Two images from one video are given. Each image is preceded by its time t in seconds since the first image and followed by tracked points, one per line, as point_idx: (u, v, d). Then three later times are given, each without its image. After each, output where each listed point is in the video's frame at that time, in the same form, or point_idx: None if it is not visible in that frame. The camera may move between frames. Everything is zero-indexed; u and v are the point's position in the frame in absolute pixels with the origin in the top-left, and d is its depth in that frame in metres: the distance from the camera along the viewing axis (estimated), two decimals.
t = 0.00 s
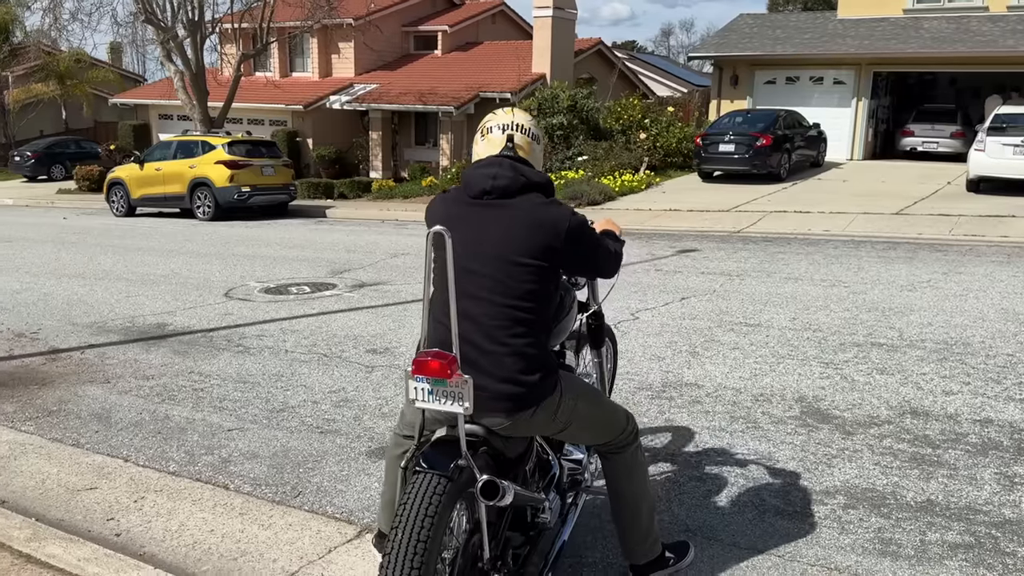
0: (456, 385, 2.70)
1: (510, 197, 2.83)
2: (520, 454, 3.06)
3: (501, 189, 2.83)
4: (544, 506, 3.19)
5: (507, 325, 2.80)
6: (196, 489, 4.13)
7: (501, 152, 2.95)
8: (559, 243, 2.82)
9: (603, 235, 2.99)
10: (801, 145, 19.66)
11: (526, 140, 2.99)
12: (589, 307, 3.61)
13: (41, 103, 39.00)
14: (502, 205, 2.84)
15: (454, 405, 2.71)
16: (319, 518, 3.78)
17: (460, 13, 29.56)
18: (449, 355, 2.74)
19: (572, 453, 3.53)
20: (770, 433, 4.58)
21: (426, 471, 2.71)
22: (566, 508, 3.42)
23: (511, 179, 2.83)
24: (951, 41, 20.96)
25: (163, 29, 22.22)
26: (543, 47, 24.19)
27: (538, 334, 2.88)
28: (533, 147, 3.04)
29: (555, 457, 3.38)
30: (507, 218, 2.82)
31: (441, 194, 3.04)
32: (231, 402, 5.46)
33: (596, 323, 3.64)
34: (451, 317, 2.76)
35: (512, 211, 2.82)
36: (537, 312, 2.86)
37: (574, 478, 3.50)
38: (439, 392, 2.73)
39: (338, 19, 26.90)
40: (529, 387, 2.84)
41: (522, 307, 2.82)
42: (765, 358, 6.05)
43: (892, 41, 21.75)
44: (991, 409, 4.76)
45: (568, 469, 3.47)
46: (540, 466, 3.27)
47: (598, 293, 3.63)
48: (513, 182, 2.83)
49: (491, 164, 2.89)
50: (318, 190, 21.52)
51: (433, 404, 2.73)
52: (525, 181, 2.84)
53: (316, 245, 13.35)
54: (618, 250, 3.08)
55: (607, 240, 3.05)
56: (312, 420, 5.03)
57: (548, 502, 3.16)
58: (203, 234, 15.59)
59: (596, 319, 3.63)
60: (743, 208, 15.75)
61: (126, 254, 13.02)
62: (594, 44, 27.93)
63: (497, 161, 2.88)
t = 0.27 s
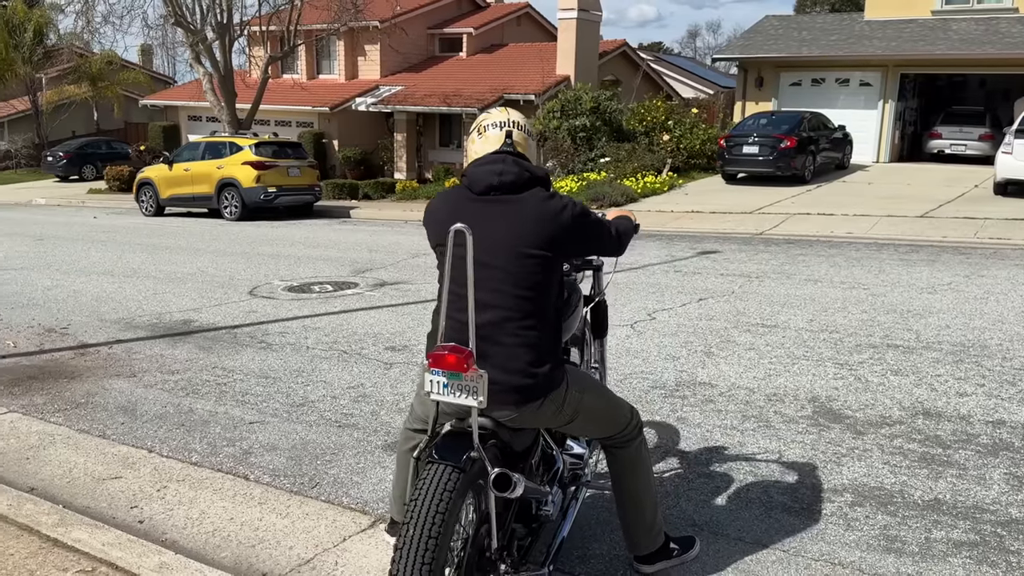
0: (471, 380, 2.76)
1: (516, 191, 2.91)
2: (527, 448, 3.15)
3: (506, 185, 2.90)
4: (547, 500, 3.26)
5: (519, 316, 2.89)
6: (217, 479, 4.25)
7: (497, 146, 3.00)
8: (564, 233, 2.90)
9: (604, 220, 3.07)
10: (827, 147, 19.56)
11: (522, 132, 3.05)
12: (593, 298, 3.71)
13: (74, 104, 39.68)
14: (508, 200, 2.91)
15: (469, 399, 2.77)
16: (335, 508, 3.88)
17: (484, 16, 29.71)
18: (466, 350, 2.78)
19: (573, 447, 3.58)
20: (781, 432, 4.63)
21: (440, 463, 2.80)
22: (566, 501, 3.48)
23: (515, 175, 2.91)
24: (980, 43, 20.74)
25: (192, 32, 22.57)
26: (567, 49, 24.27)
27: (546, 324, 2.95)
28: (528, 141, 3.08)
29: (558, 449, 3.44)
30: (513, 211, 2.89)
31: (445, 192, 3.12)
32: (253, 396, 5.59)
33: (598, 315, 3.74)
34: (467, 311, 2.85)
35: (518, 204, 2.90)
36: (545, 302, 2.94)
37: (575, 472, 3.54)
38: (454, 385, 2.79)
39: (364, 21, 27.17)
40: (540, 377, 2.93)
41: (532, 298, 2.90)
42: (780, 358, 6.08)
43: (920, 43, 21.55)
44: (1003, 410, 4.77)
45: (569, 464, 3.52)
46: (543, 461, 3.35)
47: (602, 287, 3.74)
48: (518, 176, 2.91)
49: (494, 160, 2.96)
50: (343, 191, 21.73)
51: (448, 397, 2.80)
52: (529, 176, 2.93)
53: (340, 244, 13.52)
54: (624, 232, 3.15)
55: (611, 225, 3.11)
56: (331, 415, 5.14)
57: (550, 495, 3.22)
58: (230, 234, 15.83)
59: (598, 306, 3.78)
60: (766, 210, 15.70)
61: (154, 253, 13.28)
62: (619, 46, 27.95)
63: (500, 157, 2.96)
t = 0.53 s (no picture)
0: (495, 380, 2.82)
1: (547, 200, 3.00)
2: (545, 446, 3.20)
3: (540, 193, 2.99)
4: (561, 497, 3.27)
5: (543, 321, 2.94)
6: (238, 475, 4.34)
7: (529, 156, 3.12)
8: (592, 242, 2.97)
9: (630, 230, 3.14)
10: (851, 149, 19.43)
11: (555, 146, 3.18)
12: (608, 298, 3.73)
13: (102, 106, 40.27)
14: (540, 208, 3.00)
15: (493, 398, 2.83)
16: (352, 505, 3.95)
17: (508, 18, 29.80)
18: (491, 351, 2.86)
19: (586, 445, 3.59)
20: (796, 435, 4.64)
21: (462, 461, 2.87)
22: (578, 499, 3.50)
23: (549, 184, 3.00)
24: (1008, 45, 20.51)
25: (218, 35, 22.84)
26: (590, 51, 24.29)
27: (571, 330, 3.01)
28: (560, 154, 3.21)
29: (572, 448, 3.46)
30: (545, 219, 2.98)
31: (478, 200, 3.22)
32: (274, 394, 5.68)
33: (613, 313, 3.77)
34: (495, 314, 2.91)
35: (550, 214, 2.98)
36: (570, 309, 3.00)
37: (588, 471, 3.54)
38: (480, 385, 2.85)
39: (387, 24, 27.35)
40: (564, 382, 2.98)
41: (557, 304, 2.96)
42: (797, 362, 6.07)
43: (946, 44, 21.36)
44: (1021, 416, 4.75)
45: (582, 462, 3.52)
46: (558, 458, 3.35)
47: (618, 287, 3.75)
48: (551, 187, 3.01)
49: (529, 170, 3.07)
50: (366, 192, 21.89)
51: (474, 396, 2.86)
52: (561, 186, 3.02)
53: (362, 246, 13.64)
54: (646, 238, 3.21)
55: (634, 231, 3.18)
56: (350, 413, 5.22)
57: (564, 493, 3.24)
58: (253, 234, 16.02)
59: (614, 305, 3.81)
60: (789, 213, 15.63)
61: (180, 253, 13.46)
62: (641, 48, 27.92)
63: (534, 168, 3.06)
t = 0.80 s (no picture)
0: (523, 384, 2.83)
1: (587, 215, 2.93)
2: (567, 446, 3.21)
3: (580, 208, 2.92)
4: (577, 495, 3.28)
5: (574, 333, 2.91)
6: (252, 474, 4.37)
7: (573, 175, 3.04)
8: (625, 258, 2.94)
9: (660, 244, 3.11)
10: (873, 151, 19.24)
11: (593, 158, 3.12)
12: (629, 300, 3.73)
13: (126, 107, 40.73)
14: (578, 221, 2.93)
15: (520, 402, 2.84)
16: (364, 505, 3.96)
17: (528, 19, 29.81)
18: (520, 355, 2.87)
19: (603, 444, 3.59)
20: (812, 439, 4.60)
21: (489, 459, 2.88)
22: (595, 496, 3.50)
23: (589, 200, 2.93)
24: None
25: (240, 37, 23.01)
26: (610, 52, 24.26)
27: (598, 341, 2.98)
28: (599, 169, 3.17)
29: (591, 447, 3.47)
30: (583, 234, 2.92)
31: (513, 203, 3.13)
32: (290, 394, 5.72)
33: (635, 313, 3.78)
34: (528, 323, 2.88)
35: (588, 226, 2.92)
36: (601, 321, 2.97)
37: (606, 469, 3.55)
38: (508, 388, 2.85)
39: (407, 25, 27.44)
40: (592, 392, 2.97)
41: (587, 316, 2.92)
42: (815, 365, 6.02)
43: (970, 46, 21.11)
44: None
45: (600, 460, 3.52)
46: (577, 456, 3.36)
47: (640, 288, 3.77)
48: (591, 202, 2.94)
49: (570, 181, 2.99)
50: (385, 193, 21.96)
51: (501, 398, 2.87)
52: (601, 200, 2.96)
53: (379, 247, 13.69)
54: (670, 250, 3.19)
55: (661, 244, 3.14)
56: (364, 413, 5.24)
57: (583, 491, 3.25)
58: (273, 235, 16.13)
59: (635, 307, 3.81)
60: (809, 215, 15.51)
61: (200, 253, 13.57)
62: (661, 49, 27.83)
63: (575, 180, 2.98)
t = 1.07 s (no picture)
0: (547, 380, 2.69)
1: (609, 208, 2.81)
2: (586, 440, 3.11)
3: (603, 204, 2.80)
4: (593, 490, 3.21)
5: (597, 327, 2.80)
6: (260, 475, 4.34)
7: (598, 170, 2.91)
8: (648, 249, 2.83)
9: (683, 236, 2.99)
10: (893, 151, 19.03)
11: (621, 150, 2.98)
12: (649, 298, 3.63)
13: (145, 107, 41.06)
14: (599, 216, 2.82)
15: (542, 398, 2.70)
16: (371, 506, 3.92)
17: (545, 19, 29.75)
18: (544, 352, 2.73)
19: (619, 439, 3.51)
20: (827, 443, 4.51)
21: (507, 453, 2.78)
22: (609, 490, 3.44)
23: (612, 194, 2.81)
24: None
25: (258, 37, 23.09)
26: (628, 52, 24.15)
27: (622, 334, 2.87)
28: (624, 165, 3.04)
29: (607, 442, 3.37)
30: (605, 228, 2.81)
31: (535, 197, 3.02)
32: (300, 393, 5.69)
33: (653, 314, 3.66)
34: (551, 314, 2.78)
35: (610, 219, 2.82)
36: (623, 313, 2.86)
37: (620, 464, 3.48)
38: (531, 383, 2.71)
39: (425, 26, 27.46)
40: (613, 385, 2.86)
41: (610, 309, 2.82)
42: (831, 368, 5.92)
43: (992, 45, 20.84)
44: None
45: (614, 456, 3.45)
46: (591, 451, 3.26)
47: (659, 287, 3.65)
48: (614, 196, 2.82)
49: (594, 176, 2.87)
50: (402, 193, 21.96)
51: (524, 394, 2.72)
52: (625, 193, 2.83)
53: (394, 246, 13.68)
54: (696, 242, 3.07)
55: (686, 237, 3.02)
56: (373, 414, 5.20)
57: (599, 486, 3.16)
58: (288, 235, 16.17)
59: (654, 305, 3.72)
60: (827, 216, 15.36)
61: (215, 253, 13.61)
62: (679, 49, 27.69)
63: (598, 173, 2.85)
